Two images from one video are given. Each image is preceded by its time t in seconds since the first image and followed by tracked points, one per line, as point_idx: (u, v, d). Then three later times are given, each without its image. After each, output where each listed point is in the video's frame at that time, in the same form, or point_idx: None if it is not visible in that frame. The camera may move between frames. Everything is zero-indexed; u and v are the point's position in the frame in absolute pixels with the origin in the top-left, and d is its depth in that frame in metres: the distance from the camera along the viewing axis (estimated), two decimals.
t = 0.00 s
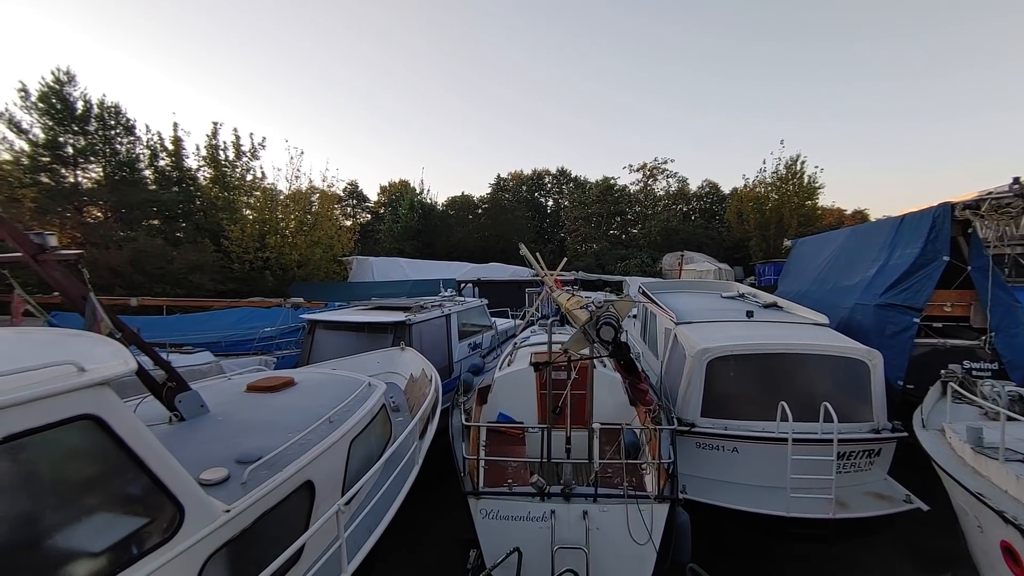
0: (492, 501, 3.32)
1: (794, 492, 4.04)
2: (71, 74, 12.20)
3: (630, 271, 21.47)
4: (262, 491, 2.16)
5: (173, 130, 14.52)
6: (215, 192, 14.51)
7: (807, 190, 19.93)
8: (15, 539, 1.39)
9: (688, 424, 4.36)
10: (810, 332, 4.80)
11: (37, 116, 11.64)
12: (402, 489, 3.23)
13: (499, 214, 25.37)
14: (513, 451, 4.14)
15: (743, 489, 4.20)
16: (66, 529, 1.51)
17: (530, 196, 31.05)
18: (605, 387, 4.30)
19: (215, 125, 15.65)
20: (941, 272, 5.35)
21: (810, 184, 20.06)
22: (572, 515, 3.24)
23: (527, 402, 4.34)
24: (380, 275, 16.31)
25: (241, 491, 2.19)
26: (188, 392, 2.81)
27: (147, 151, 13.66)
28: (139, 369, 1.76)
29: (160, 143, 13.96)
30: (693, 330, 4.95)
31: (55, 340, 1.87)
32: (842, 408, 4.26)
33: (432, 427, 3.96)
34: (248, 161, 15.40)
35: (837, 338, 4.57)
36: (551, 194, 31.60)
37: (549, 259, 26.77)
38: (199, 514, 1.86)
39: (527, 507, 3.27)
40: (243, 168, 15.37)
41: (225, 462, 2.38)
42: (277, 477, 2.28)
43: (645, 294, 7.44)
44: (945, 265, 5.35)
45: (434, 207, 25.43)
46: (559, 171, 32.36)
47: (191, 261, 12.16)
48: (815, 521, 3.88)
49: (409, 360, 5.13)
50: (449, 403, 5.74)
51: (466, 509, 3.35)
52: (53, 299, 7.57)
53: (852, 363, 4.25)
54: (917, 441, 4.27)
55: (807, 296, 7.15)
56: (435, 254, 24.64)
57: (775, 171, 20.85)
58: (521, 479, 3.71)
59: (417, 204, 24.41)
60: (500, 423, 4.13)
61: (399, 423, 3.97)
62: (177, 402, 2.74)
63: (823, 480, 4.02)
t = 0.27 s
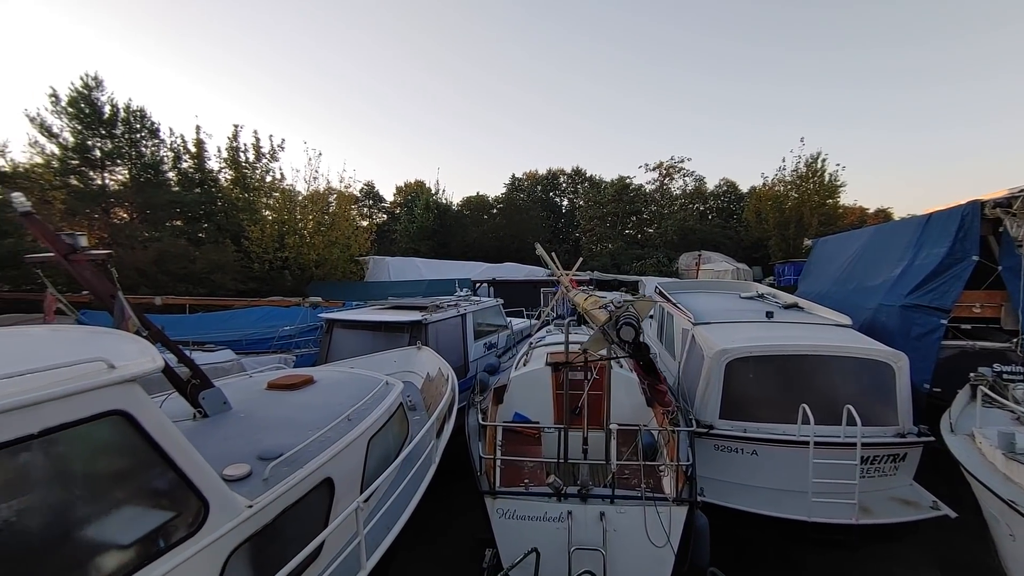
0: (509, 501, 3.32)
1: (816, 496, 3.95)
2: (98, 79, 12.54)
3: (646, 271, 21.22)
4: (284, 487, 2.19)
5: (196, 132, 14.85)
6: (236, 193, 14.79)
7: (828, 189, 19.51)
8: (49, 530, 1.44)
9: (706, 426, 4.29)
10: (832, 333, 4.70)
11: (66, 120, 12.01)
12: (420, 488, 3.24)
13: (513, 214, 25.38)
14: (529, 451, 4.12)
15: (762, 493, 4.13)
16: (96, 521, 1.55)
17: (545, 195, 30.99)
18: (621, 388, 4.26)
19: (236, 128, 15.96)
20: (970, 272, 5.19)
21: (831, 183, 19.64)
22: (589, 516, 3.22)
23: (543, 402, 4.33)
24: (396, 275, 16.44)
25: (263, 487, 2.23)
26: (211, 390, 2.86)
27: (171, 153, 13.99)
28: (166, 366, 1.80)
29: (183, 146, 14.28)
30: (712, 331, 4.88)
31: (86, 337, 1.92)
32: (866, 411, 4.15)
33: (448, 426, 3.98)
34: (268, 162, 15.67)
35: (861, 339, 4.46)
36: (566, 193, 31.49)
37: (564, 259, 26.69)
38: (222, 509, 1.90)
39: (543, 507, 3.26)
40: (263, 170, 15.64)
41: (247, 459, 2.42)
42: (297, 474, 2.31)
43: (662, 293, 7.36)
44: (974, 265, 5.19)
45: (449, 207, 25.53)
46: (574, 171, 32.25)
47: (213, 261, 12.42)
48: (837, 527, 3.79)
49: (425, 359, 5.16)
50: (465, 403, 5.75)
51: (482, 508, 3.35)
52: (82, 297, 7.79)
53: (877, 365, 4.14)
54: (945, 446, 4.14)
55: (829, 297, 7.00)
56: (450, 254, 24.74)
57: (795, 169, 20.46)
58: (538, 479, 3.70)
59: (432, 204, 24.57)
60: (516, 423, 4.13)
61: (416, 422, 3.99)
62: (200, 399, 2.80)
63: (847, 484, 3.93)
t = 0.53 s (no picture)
0: (525, 501, 3.31)
1: (838, 501, 3.87)
2: (126, 85, 12.90)
3: (662, 271, 20.97)
4: (304, 483, 2.23)
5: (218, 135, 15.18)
6: (257, 195, 15.08)
7: (850, 187, 19.11)
8: (80, 523, 1.48)
9: (725, 428, 4.22)
10: (856, 335, 4.59)
11: (95, 125, 12.39)
12: (436, 487, 3.26)
13: (529, 214, 25.38)
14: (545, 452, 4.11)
15: (783, 497, 4.04)
16: (124, 515, 1.59)
17: (561, 195, 30.92)
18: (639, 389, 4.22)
19: (257, 131, 16.27)
20: (1000, 271, 5.03)
21: (854, 181, 19.22)
22: (606, 518, 3.20)
23: (559, 403, 4.32)
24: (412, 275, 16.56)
25: (284, 483, 2.27)
26: (234, 387, 2.91)
27: (194, 156, 14.31)
28: (191, 364, 1.85)
29: (206, 149, 14.62)
30: (730, 332, 4.81)
31: (114, 335, 1.98)
32: (891, 415, 4.05)
33: (465, 426, 3.99)
34: (287, 164, 15.95)
35: (886, 341, 4.35)
36: (581, 193, 31.39)
37: (580, 259, 26.59)
38: (246, 505, 1.94)
39: (560, 508, 3.25)
40: (282, 171, 15.91)
41: (269, 455, 2.46)
42: (317, 471, 2.34)
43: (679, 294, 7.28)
44: (1005, 264, 5.03)
45: (465, 207, 25.64)
46: (590, 170, 32.11)
47: (234, 261, 12.68)
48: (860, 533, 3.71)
49: (442, 359, 5.18)
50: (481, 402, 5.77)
51: (498, 508, 3.35)
52: (110, 296, 8.03)
53: (901, 367, 4.03)
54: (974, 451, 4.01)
55: (851, 297, 6.84)
56: (465, 254, 24.83)
57: (816, 167, 20.06)
58: (554, 480, 3.69)
59: (448, 205, 24.71)
60: (532, 423, 4.12)
61: (432, 421, 4.01)
62: (223, 396, 2.86)
63: (871, 489, 3.83)
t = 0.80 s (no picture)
0: (540, 501, 3.31)
1: (860, 506, 3.79)
2: (150, 89, 13.23)
3: (679, 271, 20.73)
4: (323, 480, 2.26)
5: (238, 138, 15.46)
6: (276, 196, 15.33)
7: (873, 185, 18.69)
8: (108, 516, 1.51)
9: (743, 431, 4.16)
10: (880, 337, 4.49)
11: (121, 128, 12.73)
12: (452, 485, 3.28)
13: (543, 213, 25.33)
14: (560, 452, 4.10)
15: (802, 502, 3.97)
16: (150, 508, 1.63)
17: (576, 195, 30.80)
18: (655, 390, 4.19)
19: (276, 133, 16.54)
20: None
21: (876, 178, 18.79)
22: (622, 520, 3.18)
23: (574, 403, 4.31)
24: (427, 275, 16.66)
25: (303, 480, 2.30)
26: (254, 385, 2.96)
27: (216, 158, 14.61)
28: (213, 362, 1.89)
29: (227, 151, 14.91)
30: (749, 333, 4.74)
31: (140, 333, 2.03)
32: (916, 419, 3.95)
33: (480, 426, 4.00)
34: (305, 165, 16.18)
35: (910, 343, 4.24)
36: (596, 193, 31.24)
37: (595, 259, 26.44)
38: (266, 500, 1.98)
39: (575, 509, 3.24)
40: (300, 172, 16.14)
41: (288, 452, 2.50)
42: (334, 468, 2.37)
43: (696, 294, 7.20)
44: None
45: (479, 207, 25.71)
46: (605, 170, 31.92)
47: (254, 261, 12.91)
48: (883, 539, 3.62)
49: (457, 358, 5.21)
50: (495, 402, 5.78)
51: (513, 507, 3.35)
52: (135, 295, 8.23)
53: (926, 370, 3.93)
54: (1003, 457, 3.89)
55: (873, 298, 6.69)
56: (480, 254, 24.89)
57: (837, 164, 19.63)
58: (569, 480, 3.68)
59: (463, 205, 24.80)
60: (547, 423, 4.11)
61: (447, 420, 4.03)
62: (244, 393, 2.91)
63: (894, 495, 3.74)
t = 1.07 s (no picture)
0: (555, 501, 3.30)
1: (883, 512, 3.71)
2: (173, 93, 13.53)
3: (695, 271, 20.49)
4: (341, 478, 2.28)
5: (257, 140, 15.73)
6: (294, 197, 15.56)
7: (896, 183, 18.24)
8: (135, 510, 1.55)
9: (761, 433, 4.10)
10: (904, 338, 4.39)
11: (145, 132, 13.05)
12: (467, 485, 3.29)
13: (558, 213, 25.26)
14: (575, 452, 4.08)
15: (822, 506, 3.89)
16: (175, 503, 1.66)
17: (590, 195, 30.67)
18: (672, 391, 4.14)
19: (294, 135, 16.78)
20: None
21: (899, 177, 18.34)
22: (638, 521, 3.15)
23: (590, 403, 4.28)
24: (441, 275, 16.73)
25: (322, 477, 2.33)
26: (274, 383, 3.01)
27: (236, 160, 14.88)
28: (235, 360, 1.92)
29: (246, 153, 15.17)
30: (767, 334, 4.65)
31: (165, 331, 2.08)
32: (942, 423, 3.84)
33: (495, 426, 4.01)
34: (322, 166, 16.39)
35: (936, 345, 4.13)
36: (611, 192, 31.05)
37: (610, 259, 26.28)
38: (286, 496, 2.01)
39: (591, 510, 3.22)
40: (318, 174, 16.35)
41: (307, 450, 2.53)
42: (352, 467, 2.39)
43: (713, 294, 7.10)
44: None
45: (494, 208, 25.74)
46: (620, 169, 31.72)
47: (272, 261, 13.11)
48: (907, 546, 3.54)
49: (472, 358, 5.22)
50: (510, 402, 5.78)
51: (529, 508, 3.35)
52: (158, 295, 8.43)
53: (953, 373, 3.82)
54: None
55: (896, 299, 6.54)
56: (494, 254, 24.92)
57: (859, 162, 19.22)
58: (585, 481, 3.66)
59: (477, 205, 24.89)
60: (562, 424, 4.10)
61: (463, 420, 4.04)
62: (264, 391, 2.96)
63: (918, 501, 3.65)
